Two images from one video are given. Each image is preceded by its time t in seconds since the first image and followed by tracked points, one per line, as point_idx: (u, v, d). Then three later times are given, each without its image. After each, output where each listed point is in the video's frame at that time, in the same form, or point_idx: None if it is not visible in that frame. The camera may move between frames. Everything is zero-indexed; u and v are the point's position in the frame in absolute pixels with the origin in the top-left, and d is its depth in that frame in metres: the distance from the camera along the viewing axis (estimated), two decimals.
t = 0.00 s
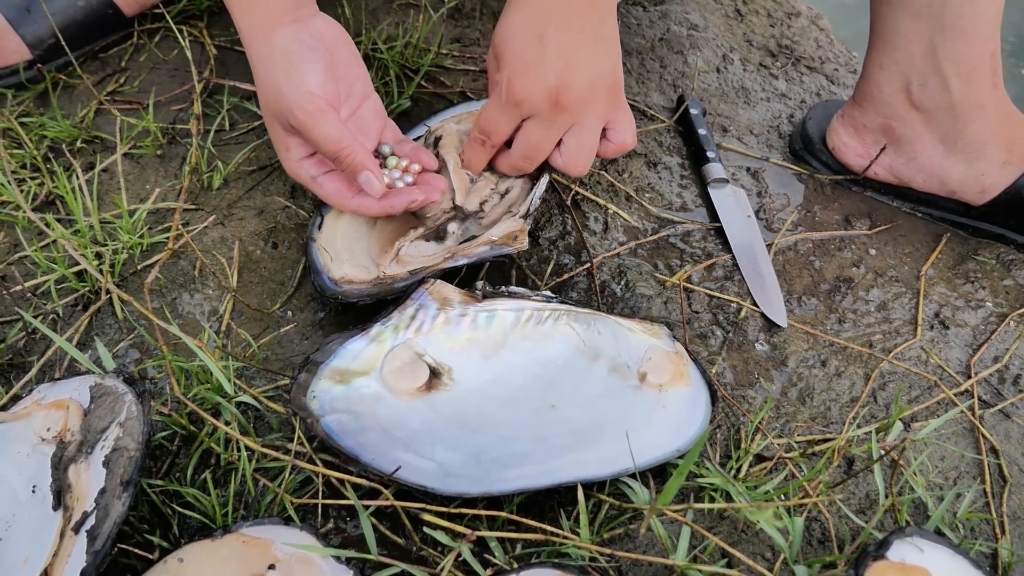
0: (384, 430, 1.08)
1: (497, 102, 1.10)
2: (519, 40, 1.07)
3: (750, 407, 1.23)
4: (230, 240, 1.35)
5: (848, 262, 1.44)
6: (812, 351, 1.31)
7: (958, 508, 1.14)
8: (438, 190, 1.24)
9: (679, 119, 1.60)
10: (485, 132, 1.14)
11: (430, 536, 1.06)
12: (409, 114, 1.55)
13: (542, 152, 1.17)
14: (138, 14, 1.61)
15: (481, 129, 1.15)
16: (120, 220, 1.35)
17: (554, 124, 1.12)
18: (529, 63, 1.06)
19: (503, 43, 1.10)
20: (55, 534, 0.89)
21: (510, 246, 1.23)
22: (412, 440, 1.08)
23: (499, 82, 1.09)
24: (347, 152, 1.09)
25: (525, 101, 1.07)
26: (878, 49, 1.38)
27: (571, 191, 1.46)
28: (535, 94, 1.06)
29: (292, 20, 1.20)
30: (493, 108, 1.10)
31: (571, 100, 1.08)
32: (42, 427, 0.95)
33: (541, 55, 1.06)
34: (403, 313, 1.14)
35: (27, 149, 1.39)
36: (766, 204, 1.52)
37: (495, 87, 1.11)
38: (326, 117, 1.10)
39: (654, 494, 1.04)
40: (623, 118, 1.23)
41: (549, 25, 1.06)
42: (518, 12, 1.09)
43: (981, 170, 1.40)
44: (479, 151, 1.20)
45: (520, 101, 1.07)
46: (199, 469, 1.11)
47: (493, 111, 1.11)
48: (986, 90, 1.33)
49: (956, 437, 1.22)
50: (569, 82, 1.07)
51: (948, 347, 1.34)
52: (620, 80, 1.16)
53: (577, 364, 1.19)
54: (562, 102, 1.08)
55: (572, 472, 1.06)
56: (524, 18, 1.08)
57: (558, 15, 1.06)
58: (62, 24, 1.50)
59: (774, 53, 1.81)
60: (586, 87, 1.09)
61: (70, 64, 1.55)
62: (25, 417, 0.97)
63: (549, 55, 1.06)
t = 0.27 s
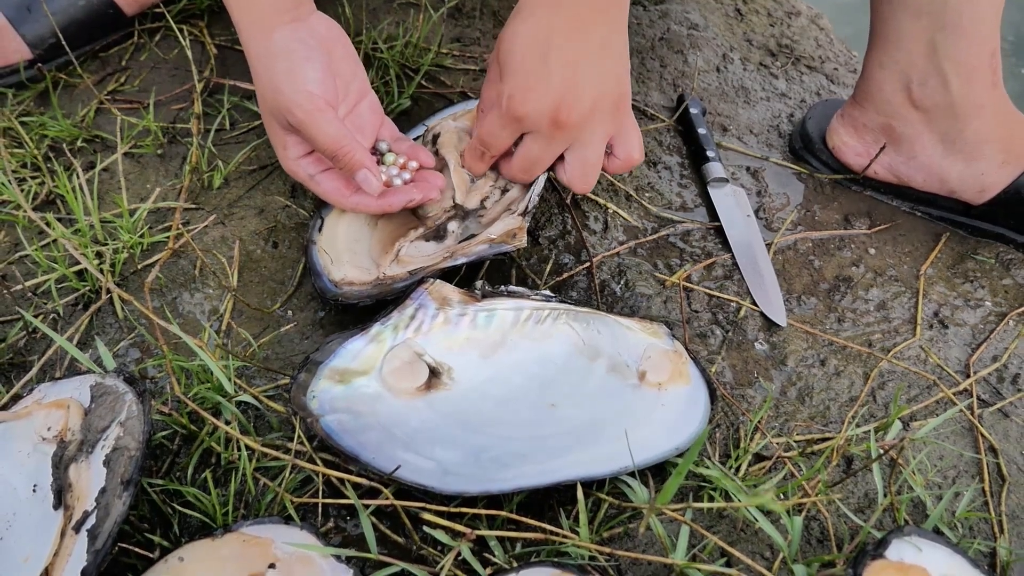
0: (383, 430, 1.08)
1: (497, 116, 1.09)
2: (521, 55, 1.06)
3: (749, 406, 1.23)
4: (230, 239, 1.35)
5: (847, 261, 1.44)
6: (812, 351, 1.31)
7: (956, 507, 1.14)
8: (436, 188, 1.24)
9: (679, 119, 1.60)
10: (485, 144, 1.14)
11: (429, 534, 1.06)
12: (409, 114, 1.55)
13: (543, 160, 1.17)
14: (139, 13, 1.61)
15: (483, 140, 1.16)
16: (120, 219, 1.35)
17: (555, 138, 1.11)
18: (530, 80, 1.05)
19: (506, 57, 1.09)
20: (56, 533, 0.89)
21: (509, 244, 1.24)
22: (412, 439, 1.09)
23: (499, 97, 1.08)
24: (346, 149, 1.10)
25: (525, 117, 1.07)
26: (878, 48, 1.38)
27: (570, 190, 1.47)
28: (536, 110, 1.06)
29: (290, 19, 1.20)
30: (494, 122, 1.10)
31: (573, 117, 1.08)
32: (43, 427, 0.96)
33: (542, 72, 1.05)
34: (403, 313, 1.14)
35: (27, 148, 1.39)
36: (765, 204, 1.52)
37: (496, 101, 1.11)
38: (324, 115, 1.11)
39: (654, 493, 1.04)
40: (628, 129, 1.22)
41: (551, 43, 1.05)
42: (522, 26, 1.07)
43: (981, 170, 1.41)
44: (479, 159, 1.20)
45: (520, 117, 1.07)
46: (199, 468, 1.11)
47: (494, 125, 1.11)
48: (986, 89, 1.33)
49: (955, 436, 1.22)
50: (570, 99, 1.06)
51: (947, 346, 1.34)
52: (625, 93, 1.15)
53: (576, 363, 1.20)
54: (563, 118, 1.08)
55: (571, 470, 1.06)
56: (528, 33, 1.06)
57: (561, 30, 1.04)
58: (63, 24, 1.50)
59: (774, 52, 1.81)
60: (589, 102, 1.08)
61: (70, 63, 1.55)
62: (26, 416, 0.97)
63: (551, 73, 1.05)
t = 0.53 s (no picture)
0: (381, 431, 1.08)
1: (500, 96, 1.12)
2: (526, 34, 1.10)
3: (748, 406, 1.23)
4: (228, 238, 1.35)
5: (847, 261, 1.44)
6: (811, 350, 1.31)
7: (955, 507, 1.14)
8: (441, 196, 1.25)
9: (679, 118, 1.60)
10: (488, 130, 1.16)
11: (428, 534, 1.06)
12: (408, 113, 1.55)
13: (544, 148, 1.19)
14: (137, 12, 1.61)
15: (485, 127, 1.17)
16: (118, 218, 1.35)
17: (557, 119, 1.14)
18: (534, 57, 1.09)
19: (511, 40, 1.13)
20: (54, 532, 0.89)
21: (506, 246, 1.23)
22: (409, 440, 1.08)
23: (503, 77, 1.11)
24: (351, 156, 1.10)
25: (527, 93, 1.10)
26: (880, 45, 1.38)
27: (570, 189, 1.46)
28: (538, 87, 1.09)
29: (296, 24, 1.20)
30: (497, 103, 1.13)
31: (575, 96, 1.11)
32: (41, 426, 0.96)
33: (545, 50, 1.09)
34: (398, 316, 1.14)
35: (25, 147, 1.39)
36: (765, 204, 1.51)
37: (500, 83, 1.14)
38: (329, 121, 1.11)
39: (652, 492, 1.04)
40: (633, 123, 1.24)
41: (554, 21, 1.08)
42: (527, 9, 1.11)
43: (982, 168, 1.40)
44: (487, 153, 1.22)
45: (523, 93, 1.10)
46: (198, 467, 1.11)
47: (497, 106, 1.13)
48: (988, 87, 1.33)
49: (954, 436, 1.22)
50: (571, 78, 1.09)
51: (947, 346, 1.33)
52: (630, 83, 1.17)
53: (574, 362, 1.19)
54: (565, 97, 1.10)
55: (570, 468, 1.06)
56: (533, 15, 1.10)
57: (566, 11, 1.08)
58: (61, 23, 1.50)
59: (774, 52, 1.81)
60: (591, 83, 1.11)
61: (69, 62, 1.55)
62: (24, 415, 0.97)
63: (555, 50, 1.08)
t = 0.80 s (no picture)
0: (381, 430, 1.08)
1: (510, 79, 1.07)
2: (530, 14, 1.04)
3: (749, 405, 1.23)
4: (228, 237, 1.35)
5: (848, 261, 1.44)
6: (811, 350, 1.31)
7: (955, 506, 1.14)
8: (450, 195, 1.26)
9: (679, 118, 1.60)
10: (500, 117, 1.11)
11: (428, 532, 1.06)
12: (408, 111, 1.55)
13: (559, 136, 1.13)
14: (136, 10, 1.61)
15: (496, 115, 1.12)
16: (117, 217, 1.35)
17: (568, 100, 1.08)
18: (542, 36, 1.03)
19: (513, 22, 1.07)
20: (55, 531, 0.89)
21: (505, 245, 1.22)
22: (409, 439, 1.08)
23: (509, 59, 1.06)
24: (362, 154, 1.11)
25: (538, 74, 1.04)
26: (881, 45, 1.38)
27: (570, 188, 1.46)
28: (549, 66, 1.03)
29: (305, 22, 1.19)
30: (506, 88, 1.07)
31: (587, 76, 1.05)
32: (40, 425, 0.95)
33: (553, 28, 1.03)
34: (398, 316, 1.14)
35: (24, 146, 1.39)
36: (765, 203, 1.51)
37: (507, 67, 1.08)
38: (339, 119, 1.12)
39: (653, 491, 1.05)
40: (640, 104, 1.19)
41: None
42: None
43: (982, 168, 1.40)
44: (502, 143, 1.17)
45: (532, 74, 1.04)
46: (198, 466, 1.11)
47: (507, 91, 1.08)
48: (989, 87, 1.33)
49: (954, 436, 1.22)
50: (583, 57, 1.04)
51: (947, 346, 1.34)
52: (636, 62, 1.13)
53: (573, 360, 1.19)
54: (577, 76, 1.05)
55: (571, 466, 1.06)
56: None
57: None
58: (60, 20, 1.50)
59: (775, 51, 1.81)
60: (602, 60, 1.05)
61: (68, 60, 1.54)
62: (24, 414, 0.97)
63: (563, 28, 1.03)
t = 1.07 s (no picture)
0: (381, 427, 1.08)
1: (501, 90, 1.06)
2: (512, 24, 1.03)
3: (750, 401, 1.23)
4: (228, 232, 1.35)
5: (849, 257, 1.44)
6: (812, 346, 1.31)
7: (956, 503, 1.14)
8: (451, 188, 1.24)
9: (680, 114, 1.59)
10: (491, 125, 1.12)
11: (428, 529, 1.06)
12: (408, 107, 1.54)
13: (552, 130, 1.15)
14: (136, 5, 1.60)
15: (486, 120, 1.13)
16: (117, 212, 1.34)
17: (559, 103, 1.09)
18: (531, 43, 1.03)
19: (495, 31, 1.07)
20: (54, 526, 0.89)
21: (505, 241, 1.21)
22: (409, 435, 1.08)
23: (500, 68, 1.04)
24: (364, 147, 1.12)
25: (531, 82, 1.04)
26: (883, 42, 1.38)
27: (571, 184, 1.46)
28: (542, 75, 1.04)
29: (306, 16, 1.19)
30: (496, 98, 1.08)
31: (577, 80, 1.06)
32: (40, 420, 0.95)
33: (544, 34, 1.03)
34: (398, 312, 1.14)
35: (23, 141, 1.38)
36: (767, 199, 1.51)
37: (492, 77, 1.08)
38: (341, 113, 1.12)
39: (653, 487, 1.06)
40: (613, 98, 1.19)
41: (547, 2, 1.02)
42: None
43: (984, 165, 1.40)
44: (491, 147, 1.17)
45: (525, 83, 1.04)
46: (198, 462, 1.11)
47: (498, 102, 1.08)
48: (991, 84, 1.32)
49: (955, 432, 1.22)
50: (574, 63, 1.05)
51: (948, 343, 1.33)
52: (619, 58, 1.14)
53: (573, 356, 1.19)
54: (567, 81, 1.06)
55: (572, 463, 1.06)
56: None
57: None
58: (59, 15, 1.49)
59: (776, 47, 1.80)
60: (590, 61, 1.06)
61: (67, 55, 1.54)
62: (24, 410, 0.96)
63: (550, 36, 1.03)
